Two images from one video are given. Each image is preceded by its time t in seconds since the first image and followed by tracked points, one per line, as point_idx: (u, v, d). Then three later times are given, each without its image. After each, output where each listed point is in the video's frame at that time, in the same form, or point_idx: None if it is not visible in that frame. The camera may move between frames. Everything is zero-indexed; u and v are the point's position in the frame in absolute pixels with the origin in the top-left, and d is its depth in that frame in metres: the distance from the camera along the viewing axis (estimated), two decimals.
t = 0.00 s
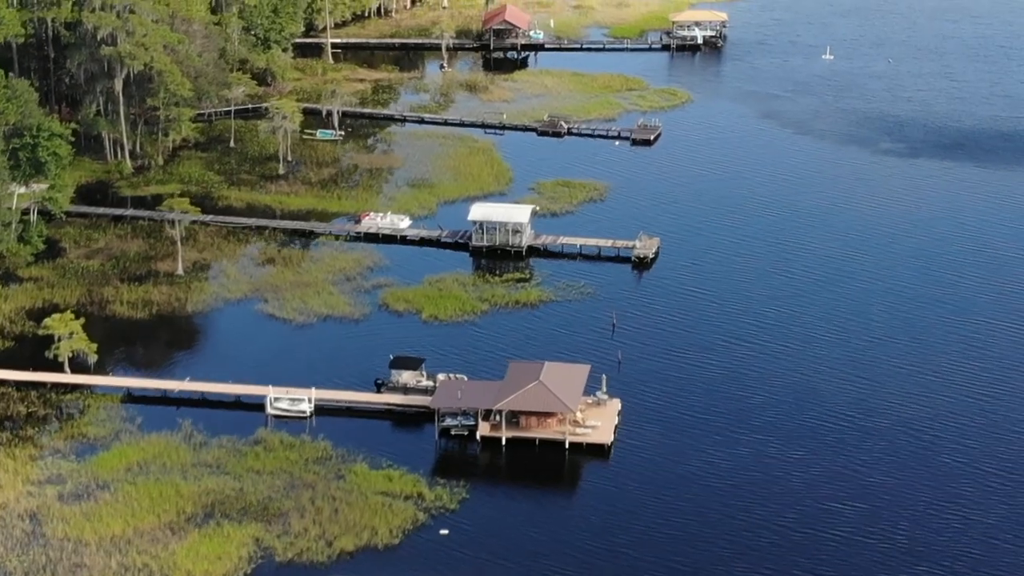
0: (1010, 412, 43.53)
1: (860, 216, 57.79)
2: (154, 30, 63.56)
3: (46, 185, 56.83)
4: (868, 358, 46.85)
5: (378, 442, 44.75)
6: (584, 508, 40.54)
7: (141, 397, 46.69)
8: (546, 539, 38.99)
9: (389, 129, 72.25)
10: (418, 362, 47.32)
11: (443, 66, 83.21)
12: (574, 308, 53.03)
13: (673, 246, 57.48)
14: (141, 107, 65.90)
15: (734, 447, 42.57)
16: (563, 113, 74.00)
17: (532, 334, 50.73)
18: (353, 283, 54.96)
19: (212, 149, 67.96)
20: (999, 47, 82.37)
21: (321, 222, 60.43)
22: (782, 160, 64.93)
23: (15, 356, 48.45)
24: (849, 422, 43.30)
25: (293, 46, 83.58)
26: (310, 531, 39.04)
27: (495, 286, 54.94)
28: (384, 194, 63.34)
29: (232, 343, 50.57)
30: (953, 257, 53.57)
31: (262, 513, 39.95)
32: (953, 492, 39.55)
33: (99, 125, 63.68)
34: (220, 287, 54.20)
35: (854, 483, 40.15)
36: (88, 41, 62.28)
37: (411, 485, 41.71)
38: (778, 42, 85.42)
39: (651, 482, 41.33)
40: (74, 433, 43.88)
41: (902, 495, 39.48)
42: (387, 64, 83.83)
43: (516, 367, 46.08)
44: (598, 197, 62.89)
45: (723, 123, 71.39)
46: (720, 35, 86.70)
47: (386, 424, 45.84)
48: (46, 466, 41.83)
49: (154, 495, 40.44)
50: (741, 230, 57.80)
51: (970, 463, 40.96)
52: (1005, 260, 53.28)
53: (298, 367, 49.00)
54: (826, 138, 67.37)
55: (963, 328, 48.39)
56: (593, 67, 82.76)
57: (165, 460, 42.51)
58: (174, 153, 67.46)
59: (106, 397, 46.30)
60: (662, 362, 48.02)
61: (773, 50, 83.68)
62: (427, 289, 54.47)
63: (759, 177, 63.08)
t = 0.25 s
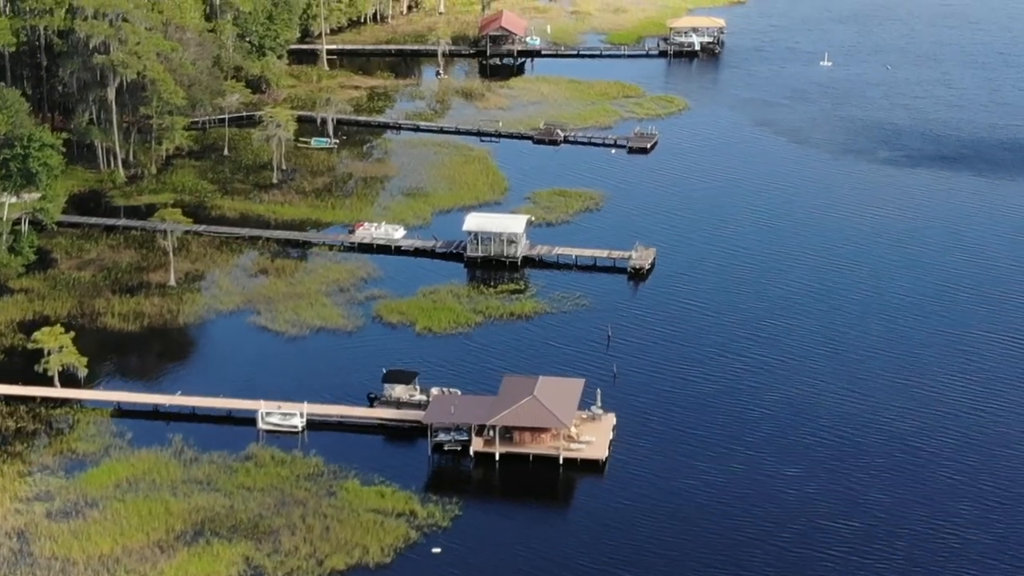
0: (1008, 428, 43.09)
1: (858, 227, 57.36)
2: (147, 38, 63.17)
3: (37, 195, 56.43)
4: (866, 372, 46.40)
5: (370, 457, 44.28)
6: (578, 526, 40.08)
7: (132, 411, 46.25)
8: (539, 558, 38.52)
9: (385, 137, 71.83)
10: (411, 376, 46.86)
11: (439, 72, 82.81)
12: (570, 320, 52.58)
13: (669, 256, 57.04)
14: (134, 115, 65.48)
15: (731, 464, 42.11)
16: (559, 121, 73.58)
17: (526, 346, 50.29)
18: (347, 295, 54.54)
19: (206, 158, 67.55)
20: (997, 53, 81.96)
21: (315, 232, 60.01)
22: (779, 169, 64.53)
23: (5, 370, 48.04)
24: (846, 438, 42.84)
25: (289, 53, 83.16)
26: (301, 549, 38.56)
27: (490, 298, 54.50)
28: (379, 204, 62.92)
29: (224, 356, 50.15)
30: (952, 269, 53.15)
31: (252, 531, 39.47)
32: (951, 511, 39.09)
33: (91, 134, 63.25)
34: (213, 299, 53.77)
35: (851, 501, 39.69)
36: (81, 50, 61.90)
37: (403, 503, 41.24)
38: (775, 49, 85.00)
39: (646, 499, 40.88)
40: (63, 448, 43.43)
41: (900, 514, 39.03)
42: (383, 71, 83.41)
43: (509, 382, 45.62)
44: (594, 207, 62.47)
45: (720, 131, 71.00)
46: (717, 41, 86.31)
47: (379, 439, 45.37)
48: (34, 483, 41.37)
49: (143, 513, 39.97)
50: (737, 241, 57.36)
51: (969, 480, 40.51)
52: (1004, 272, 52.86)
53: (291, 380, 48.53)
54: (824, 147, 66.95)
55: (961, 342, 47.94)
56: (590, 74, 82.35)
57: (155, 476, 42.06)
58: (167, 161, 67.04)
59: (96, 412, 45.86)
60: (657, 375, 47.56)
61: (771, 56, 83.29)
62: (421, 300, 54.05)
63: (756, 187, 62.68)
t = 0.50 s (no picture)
0: (1006, 443, 42.65)
1: (855, 238, 56.94)
2: (140, 46, 62.72)
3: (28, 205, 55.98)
4: (863, 385, 45.96)
5: (362, 472, 43.83)
6: (572, 543, 39.62)
7: (122, 426, 45.83)
8: None
9: (380, 145, 71.42)
10: (403, 390, 46.40)
11: (435, 79, 82.37)
12: (565, 331, 52.15)
13: (665, 267, 56.62)
14: (127, 123, 65.01)
15: (726, 479, 41.66)
16: (555, 129, 73.15)
17: (520, 359, 49.85)
18: (340, 306, 54.11)
19: (200, 166, 67.11)
20: (996, 60, 81.54)
21: (309, 242, 59.57)
22: (776, 178, 64.11)
23: None
24: (843, 453, 42.38)
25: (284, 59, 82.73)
26: (291, 568, 38.08)
27: (485, 309, 54.08)
28: (373, 213, 62.48)
29: (216, 369, 49.74)
30: (950, 281, 52.72)
31: (242, 549, 38.98)
32: (949, 528, 38.62)
33: (83, 143, 62.74)
34: (205, 310, 53.32)
35: (847, 518, 39.22)
36: (73, 58, 61.46)
37: (395, 519, 40.77)
38: (773, 55, 84.58)
39: (640, 516, 40.41)
40: (51, 464, 42.99)
41: (897, 531, 38.56)
42: (379, 78, 83.00)
43: (503, 397, 45.19)
44: (590, 217, 62.06)
45: (717, 139, 70.57)
46: (715, 47, 85.89)
47: (370, 454, 44.93)
48: (22, 500, 40.89)
49: (132, 531, 39.49)
50: (734, 251, 56.93)
51: (967, 497, 40.05)
52: (1002, 283, 52.43)
53: (282, 394, 48.08)
54: (821, 156, 66.54)
55: (959, 356, 47.51)
56: (586, 80, 81.91)
57: (144, 493, 41.60)
58: (161, 169, 66.60)
59: (85, 426, 45.45)
60: (652, 387, 47.12)
61: (769, 63, 82.87)
62: (415, 312, 53.62)
63: (753, 196, 62.26)
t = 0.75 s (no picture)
0: (1005, 455, 42.17)
1: (852, 247, 56.51)
2: (132, 53, 62.26)
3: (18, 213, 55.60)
4: (859, 396, 45.51)
5: (354, 486, 43.36)
6: (565, 558, 39.13)
7: (111, 438, 45.39)
8: None
9: (374, 151, 71.01)
10: (396, 402, 45.93)
11: (430, 84, 81.94)
12: (559, 341, 51.71)
13: (660, 275, 56.19)
14: (119, 130, 64.53)
15: (722, 492, 41.18)
16: (550, 135, 72.71)
17: (514, 370, 49.40)
18: (332, 316, 53.69)
19: (193, 173, 66.66)
20: (994, 65, 81.17)
21: (301, 251, 59.14)
22: (773, 186, 63.69)
23: None
24: (840, 466, 41.90)
25: (278, 64, 82.31)
26: None
27: (478, 319, 53.65)
28: (367, 221, 62.06)
29: (206, 380, 49.30)
30: (947, 290, 52.30)
31: (231, 565, 38.47)
32: (947, 542, 38.12)
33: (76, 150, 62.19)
34: (196, 320, 52.89)
35: (844, 533, 38.72)
36: (65, 64, 61.06)
37: (386, 534, 40.28)
38: (770, 60, 84.18)
39: (634, 530, 39.91)
40: (39, 477, 42.55)
41: (894, 545, 38.05)
42: (374, 83, 82.59)
43: (496, 409, 44.74)
44: (585, 224, 61.65)
45: (713, 146, 70.15)
46: (712, 52, 85.47)
47: (362, 467, 44.46)
48: (9, 514, 40.41)
49: (119, 545, 38.98)
50: (730, 260, 56.51)
51: (965, 510, 39.56)
52: (1000, 293, 52.02)
53: (273, 406, 47.63)
54: (818, 163, 66.14)
55: (957, 366, 47.07)
56: (582, 86, 81.50)
57: (132, 507, 41.13)
58: (153, 177, 66.14)
59: (74, 439, 45.01)
60: (647, 399, 46.67)
61: (765, 68, 82.46)
62: (408, 321, 53.19)
63: (749, 204, 61.81)
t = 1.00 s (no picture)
0: (1003, 466, 41.72)
1: (850, 254, 56.07)
2: (125, 57, 61.84)
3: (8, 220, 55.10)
4: (856, 406, 45.05)
5: (345, 497, 42.88)
6: (558, 571, 38.64)
7: (100, 448, 44.95)
8: None
9: (368, 156, 70.55)
10: (388, 412, 45.46)
11: (425, 88, 81.47)
12: (553, 349, 51.27)
13: (656, 283, 55.75)
14: (111, 135, 64.05)
15: (717, 504, 40.70)
16: (546, 139, 72.24)
17: (508, 379, 48.91)
18: (325, 323, 53.24)
19: (186, 178, 66.20)
20: (992, 69, 80.73)
21: (294, 257, 58.68)
22: (770, 191, 63.26)
23: None
24: (836, 477, 41.43)
25: (273, 68, 81.84)
26: None
27: (472, 326, 53.21)
28: (361, 227, 61.61)
29: (198, 389, 48.86)
30: (945, 298, 51.91)
31: None
32: (944, 555, 37.65)
33: (67, 155, 61.74)
34: (188, 327, 52.44)
35: (840, 545, 38.24)
36: (56, 69, 60.62)
37: (378, 546, 39.77)
38: (767, 64, 83.72)
39: (628, 542, 39.42)
40: (27, 488, 42.09)
41: (891, 559, 37.57)
42: (369, 87, 82.14)
43: (488, 419, 44.27)
44: (581, 230, 61.21)
45: (710, 150, 69.69)
46: (709, 55, 84.98)
47: (354, 478, 43.98)
48: None
49: (107, 558, 38.48)
50: (726, 266, 56.05)
51: (962, 522, 39.09)
52: (998, 301, 51.61)
53: (265, 416, 47.17)
54: (816, 168, 65.70)
55: (954, 376, 46.63)
56: (579, 89, 81.02)
57: (121, 518, 40.65)
58: (146, 182, 65.68)
59: (63, 449, 44.57)
60: (642, 407, 46.19)
61: (763, 72, 82.00)
62: (401, 329, 52.73)
63: (746, 210, 61.36)
